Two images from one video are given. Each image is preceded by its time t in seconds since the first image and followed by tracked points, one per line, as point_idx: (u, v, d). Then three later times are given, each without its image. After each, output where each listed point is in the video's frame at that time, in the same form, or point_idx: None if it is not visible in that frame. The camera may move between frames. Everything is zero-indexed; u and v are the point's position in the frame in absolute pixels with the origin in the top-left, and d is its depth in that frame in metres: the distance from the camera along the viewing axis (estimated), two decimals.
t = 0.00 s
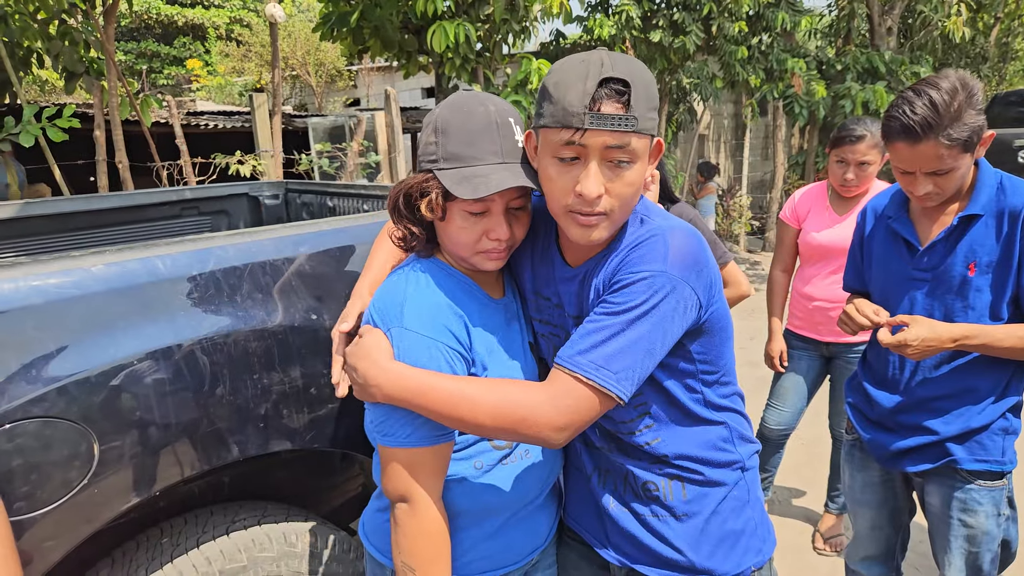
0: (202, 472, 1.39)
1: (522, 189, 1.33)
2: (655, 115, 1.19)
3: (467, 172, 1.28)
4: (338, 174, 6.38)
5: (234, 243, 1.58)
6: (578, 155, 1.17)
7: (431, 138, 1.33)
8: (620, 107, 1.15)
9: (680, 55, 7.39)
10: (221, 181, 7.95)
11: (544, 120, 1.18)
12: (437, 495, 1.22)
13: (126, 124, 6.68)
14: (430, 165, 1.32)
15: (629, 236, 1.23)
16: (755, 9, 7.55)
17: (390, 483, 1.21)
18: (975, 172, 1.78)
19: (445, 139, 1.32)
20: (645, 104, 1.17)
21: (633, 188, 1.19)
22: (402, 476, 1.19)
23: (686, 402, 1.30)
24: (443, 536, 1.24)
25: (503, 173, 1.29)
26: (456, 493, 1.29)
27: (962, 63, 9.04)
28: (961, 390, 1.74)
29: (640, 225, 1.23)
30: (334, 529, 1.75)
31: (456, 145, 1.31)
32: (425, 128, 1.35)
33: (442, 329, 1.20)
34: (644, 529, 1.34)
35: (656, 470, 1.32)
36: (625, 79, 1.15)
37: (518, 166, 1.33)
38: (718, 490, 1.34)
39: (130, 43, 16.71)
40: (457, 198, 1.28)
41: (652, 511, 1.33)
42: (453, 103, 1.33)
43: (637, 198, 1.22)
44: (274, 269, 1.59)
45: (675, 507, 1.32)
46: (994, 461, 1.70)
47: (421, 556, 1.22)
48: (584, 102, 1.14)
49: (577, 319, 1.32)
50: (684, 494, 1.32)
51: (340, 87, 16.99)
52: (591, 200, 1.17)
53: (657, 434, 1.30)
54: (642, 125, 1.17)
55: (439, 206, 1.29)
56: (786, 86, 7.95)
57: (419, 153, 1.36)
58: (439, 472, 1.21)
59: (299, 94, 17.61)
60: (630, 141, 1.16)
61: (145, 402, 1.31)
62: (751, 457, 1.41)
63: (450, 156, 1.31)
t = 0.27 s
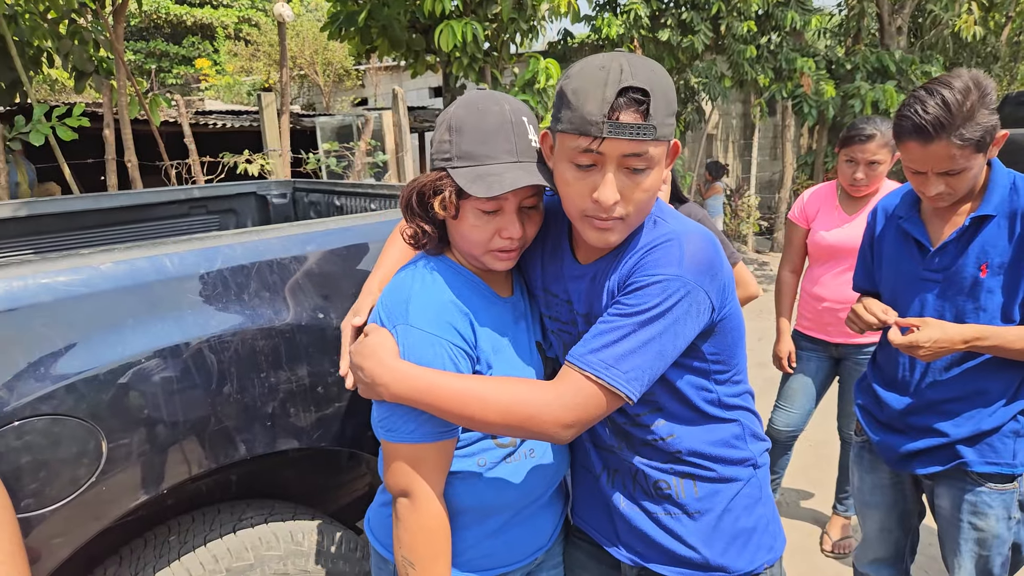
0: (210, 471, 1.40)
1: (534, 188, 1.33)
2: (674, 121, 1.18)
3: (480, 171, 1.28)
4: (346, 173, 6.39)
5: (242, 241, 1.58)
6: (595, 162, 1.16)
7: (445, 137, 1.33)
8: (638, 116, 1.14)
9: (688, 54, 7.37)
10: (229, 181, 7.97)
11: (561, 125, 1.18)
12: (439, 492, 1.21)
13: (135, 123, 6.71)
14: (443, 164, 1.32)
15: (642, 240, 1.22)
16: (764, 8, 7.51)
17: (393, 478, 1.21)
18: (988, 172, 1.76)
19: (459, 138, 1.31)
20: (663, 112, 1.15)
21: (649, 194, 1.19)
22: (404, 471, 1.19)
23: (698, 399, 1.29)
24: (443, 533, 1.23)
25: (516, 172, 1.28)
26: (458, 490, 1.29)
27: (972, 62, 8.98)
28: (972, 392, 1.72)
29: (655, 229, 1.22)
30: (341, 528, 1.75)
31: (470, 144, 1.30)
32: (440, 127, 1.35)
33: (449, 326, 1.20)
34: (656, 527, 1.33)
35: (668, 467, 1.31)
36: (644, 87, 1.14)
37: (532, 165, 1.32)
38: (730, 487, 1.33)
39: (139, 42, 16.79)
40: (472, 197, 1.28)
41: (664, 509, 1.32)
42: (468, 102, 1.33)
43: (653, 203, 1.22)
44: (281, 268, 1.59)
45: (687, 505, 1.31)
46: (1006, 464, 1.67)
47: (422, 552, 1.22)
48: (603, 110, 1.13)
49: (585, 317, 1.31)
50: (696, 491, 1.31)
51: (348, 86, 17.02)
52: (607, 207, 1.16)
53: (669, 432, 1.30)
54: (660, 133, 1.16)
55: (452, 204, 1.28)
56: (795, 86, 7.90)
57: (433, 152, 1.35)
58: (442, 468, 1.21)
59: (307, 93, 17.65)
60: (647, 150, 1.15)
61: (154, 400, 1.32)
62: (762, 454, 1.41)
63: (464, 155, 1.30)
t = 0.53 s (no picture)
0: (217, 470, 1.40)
1: (540, 186, 1.32)
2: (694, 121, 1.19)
3: (486, 172, 1.28)
4: (352, 173, 6.40)
5: (249, 240, 1.59)
6: (617, 160, 1.16)
7: (449, 140, 1.32)
8: (661, 115, 1.14)
9: (695, 54, 7.36)
10: (236, 180, 8.00)
11: (583, 124, 1.18)
12: (442, 489, 1.22)
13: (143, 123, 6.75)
14: (448, 166, 1.31)
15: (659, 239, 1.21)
16: (771, 7, 7.48)
17: (396, 474, 1.21)
18: (997, 172, 1.75)
19: (463, 140, 1.31)
20: (684, 111, 1.16)
21: (669, 193, 1.19)
22: (407, 468, 1.20)
23: (712, 397, 1.28)
24: (445, 531, 1.23)
25: (522, 172, 1.28)
26: (461, 487, 1.29)
27: (981, 61, 8.93)
28: (980, 393, 1.71)
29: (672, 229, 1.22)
30: (348, 527, 1.76)
31: (475, 146, 1.30)
32: (443, 130, 1.34)
33: (454, 325, 1.20)
34: (668, 525, 1.33)
35: (680, 466, 1.31)
36: (668, 86, 1.14)
37: (537, 163, 1.32)
38: (743, 485, 1.33)
39: (147, 43, 16.86)
40: (478, 199, 1.28)
41: (675, 508, 1.32)
42: (471, 103, 1.33)
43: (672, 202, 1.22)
44: (288, 268, 1.59)
45: (699, 503, 1.31)
46: (1014, 465, 1.66)
47: (424, 549, 1.22)
48: (626, 110, 1.13)
49: (598, 314, 1.31)
50: (708, 489, 1.31)
51: (354, 86, 17.03)
52: (628, 205, 1.16)
53: (682, 429, 1.30)
54: (681, 132, 1.16)
55: (458, 207, 1.28)
56: (802, 86, 7.87)
57: (437, 155, 1.35)
58: (444, 465, 1.21)
59: (314, 94, 17.69)
60: (668, 148, 1.15)
61: (162, 399, 1.32)
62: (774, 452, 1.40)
63: (469, 157, 1.30)
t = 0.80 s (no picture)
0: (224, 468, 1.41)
1: (542, 183, 1.33)
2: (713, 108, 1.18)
3: (488, 170, 1.28)
4: (358, 172, 6.41)
5: (255, 239, 1.59)
6: (635, 143, 1.15)
7: (451, 138, 1.32)
8: (680, 99, 1.14)
9: (702, 53, 7.33)
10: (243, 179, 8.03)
11: (602, 106, 1.17)
12: (444, 489, 1.22)
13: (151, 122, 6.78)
14: (451, 165, 1.31)
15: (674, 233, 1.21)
16: (779, 6, 7.45)
17: (400, 472, 1.22)
18: (1008, 171, 1.74)
19: (465, 139, 1.30)
20: (704, 98, 1.16)
21: (686, 180, 1.18)
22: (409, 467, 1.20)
23: (721, 396, 1.28)
24: (446, 530, 1.23)
25: (524, 169, 1.28)
26: (465, 486, 1.28)
27: (990, 60, 8.88)
28: (989, 394, 1.69)
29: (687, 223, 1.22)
30: (353, 525, 1.76)
31: (477, 144, 1.30)
32: (444, 129, 1.34)
33: (457, 323, 1.20)
34: (674, 526, 1.32)
35: (686, 466, 1.30)
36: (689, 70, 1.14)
37: (540, 160, 1.32)
38: (750, 485, 1.32)
39: (155, 42, 16.93)
40: (480, 197, 1.28)
41: (682, 509, 1.31)
42: (473, 102, 1.32)
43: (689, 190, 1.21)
44: (295, 266, 1.60)
45: (705, 503, 1.30)
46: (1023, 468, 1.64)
47: (423, 547, 1.22)
48: (646, 92, 1.13)
49: (610, 309, 1.31)
50: (714, 489, 1.30)
51: (361, 86, 17.05)
52: (644, 190, 1.15)
53: (690, 428, 1.29)
54: (701, 118, 1.15)
55: (461, 205, 1.28)
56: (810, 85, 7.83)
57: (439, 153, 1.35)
58: (447, 465, 1.22)
59: (320, 93, 17.73)
60: (687, 133, 1.15)
61: (168, 397, 1.33)
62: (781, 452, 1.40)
63: (472, 155, 1.29)
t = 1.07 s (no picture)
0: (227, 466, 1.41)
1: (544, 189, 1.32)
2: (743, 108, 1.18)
3: (486, 173, 1.28)
4: (363, 172, 6.41)
5: (259, 239, 1.59)
6: (665, 140, 1.15)
7: (451, 139, 1.32)
8: (714, 96, 1.14)
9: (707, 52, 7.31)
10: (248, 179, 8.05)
11: (632, 99, 1.16)
12: (435, 489, 1.23)
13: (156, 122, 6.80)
14: (450, 166, 1.31)
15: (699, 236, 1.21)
16: (784, 5, 7.42)
17: (394, 471, 1.22)
18: (1013, 170, 1.72)
19: (464, 139, 1.30)
20: (735, 97, 1.16)
21: (713, 179, 1.18)
22: (402, 467, 1.20)
23: (732, 396, 1.27)
24: (438, 531, 1.24)
25: (523, 173, 1.28)
26: (460, 488, 1.29)
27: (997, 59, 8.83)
28: (995, 394, 1.68)
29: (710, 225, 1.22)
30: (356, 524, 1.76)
31: (476, 146, 1.29)
32: (445, 128, 1.34)
33: (447, 324, 1.19)
34: (687, 527, 1.32)
35: (697, 466, 1.30)
36: (725, 68, 1.14)
37: (539, 163, 1.32)
38: (761, 485, 1.32)
39: (160, 42, 16.98)
40: (477, 200, 1.27)
41: (694, 510, 1.31)
42: (474, 101, 1.32)
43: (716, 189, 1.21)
44: (298, 266, 1.60)
45: (718, 504, 1.29)
46: None
47: (414, 547, 1.23)
48: (681, 87, 1.12)
49: (624, 308, 1.30)
50: (726, 490, 1.30)
51: (365, 86, 17.03)
52: (672, 186, 1.15)
53: (703, 429, 1.28)
54: (732, 118, 1.15)
55: (459, 207, 1.27)
56: (816, 84, 7.78)
57: (439, 154, 1.35)
58: (440, 466, 1.22)
59: (325, 93, 17.75)
60: (718, 132, 1.15)
61: (171, 396, 1.33)
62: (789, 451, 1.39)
63: (470, 157, 1.29)
